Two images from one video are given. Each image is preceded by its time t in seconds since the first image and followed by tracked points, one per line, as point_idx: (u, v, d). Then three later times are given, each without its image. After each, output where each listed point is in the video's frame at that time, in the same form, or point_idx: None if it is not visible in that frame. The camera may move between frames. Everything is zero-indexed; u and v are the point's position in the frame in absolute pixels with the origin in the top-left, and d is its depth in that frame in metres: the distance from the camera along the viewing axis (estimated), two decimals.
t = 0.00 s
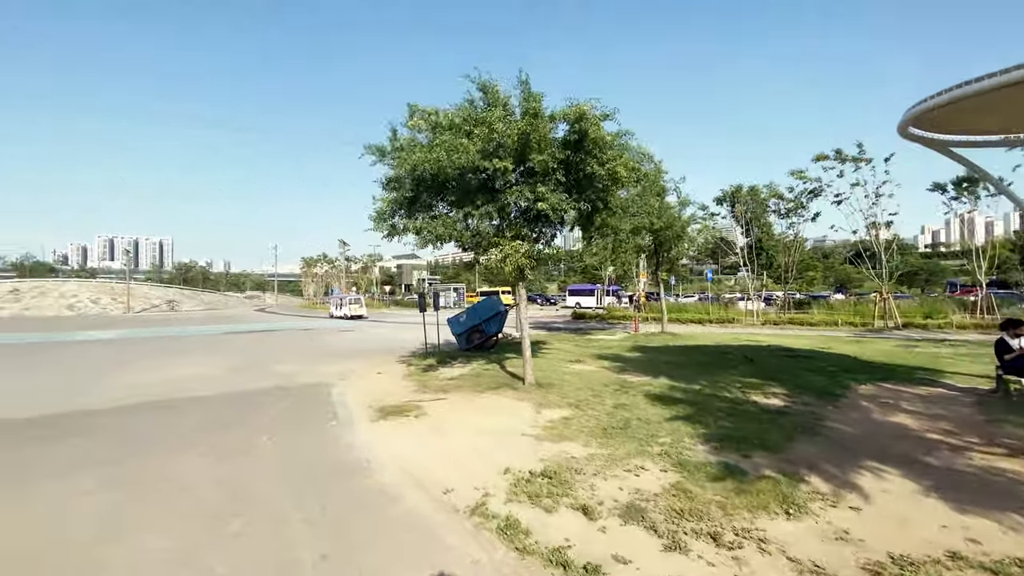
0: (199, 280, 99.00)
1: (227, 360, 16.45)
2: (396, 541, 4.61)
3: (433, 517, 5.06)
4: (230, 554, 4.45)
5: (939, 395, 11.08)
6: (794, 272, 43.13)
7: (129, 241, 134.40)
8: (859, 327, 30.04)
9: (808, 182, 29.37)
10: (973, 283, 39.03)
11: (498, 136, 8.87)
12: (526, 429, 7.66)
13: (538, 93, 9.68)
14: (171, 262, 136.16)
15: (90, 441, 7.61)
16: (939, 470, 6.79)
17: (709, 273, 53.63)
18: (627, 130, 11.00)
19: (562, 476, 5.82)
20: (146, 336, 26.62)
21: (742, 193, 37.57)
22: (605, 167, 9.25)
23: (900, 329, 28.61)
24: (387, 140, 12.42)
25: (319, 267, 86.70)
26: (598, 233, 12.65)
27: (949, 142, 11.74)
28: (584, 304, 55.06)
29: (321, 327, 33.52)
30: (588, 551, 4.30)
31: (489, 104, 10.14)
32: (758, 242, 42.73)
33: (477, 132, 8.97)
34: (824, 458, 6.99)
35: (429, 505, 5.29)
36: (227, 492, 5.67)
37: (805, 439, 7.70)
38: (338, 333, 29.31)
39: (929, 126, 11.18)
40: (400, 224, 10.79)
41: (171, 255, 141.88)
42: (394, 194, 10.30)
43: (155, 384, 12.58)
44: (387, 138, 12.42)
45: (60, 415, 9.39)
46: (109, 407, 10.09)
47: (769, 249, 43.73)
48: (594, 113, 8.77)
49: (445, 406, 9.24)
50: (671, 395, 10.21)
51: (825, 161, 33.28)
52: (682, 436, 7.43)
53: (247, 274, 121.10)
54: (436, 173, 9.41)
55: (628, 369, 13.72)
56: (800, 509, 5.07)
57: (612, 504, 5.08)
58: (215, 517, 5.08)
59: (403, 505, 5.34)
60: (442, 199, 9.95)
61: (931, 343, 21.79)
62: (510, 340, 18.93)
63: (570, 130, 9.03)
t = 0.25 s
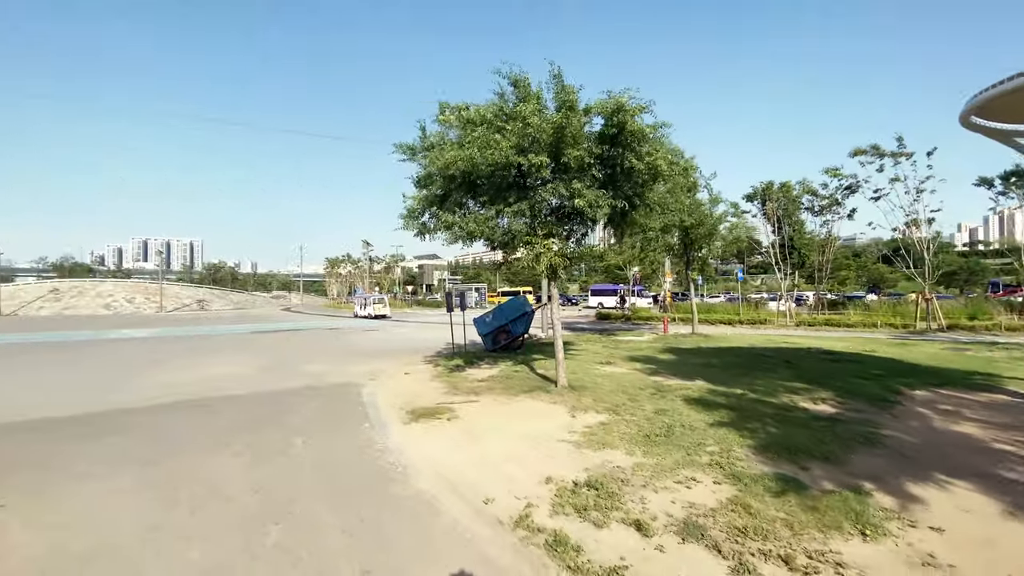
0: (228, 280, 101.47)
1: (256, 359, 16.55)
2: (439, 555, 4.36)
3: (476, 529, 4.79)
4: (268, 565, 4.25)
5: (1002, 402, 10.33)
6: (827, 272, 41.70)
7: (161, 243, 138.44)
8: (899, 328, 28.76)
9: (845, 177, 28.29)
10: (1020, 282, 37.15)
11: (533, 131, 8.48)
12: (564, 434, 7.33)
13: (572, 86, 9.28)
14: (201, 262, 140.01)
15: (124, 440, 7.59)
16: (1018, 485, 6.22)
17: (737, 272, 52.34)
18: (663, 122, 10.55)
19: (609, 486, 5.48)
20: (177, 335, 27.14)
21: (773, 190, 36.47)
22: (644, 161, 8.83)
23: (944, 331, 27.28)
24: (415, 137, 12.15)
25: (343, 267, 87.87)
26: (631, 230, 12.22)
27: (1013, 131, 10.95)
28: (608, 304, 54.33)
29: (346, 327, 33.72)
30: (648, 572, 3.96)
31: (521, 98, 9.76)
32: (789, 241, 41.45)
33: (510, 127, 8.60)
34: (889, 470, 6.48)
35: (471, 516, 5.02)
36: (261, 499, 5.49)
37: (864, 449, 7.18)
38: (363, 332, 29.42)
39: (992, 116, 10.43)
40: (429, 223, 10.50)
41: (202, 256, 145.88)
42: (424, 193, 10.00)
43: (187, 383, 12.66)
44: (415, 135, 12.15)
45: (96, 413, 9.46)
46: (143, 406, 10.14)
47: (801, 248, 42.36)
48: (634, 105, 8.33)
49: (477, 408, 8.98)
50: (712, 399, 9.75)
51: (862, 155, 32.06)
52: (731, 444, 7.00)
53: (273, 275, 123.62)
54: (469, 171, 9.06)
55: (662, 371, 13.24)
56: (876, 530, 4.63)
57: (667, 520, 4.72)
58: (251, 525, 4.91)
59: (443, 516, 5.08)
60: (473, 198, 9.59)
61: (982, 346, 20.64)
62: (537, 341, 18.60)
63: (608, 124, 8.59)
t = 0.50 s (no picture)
0: (250, 281, 103.32)
1: (279, 359, 16.58)
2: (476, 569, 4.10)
3: (512, 541, 4.53)
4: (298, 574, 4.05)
5: None
6: (855, 271, 40.46)
7: (185, 244, 141.58)
8: (934, 329, 27.66)
9: (877, 173, 27.35)
10: None
11: (562, 125, 8.16)
12: (597, 439, 7.02)
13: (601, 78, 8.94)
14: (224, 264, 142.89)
15: (149, 440, 7.53)
16: None
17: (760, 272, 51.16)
18: (694, 116, 10.17)
19: (651, 497, 5.17)
20: (201, 335, 27.52)
21: (800, 187, 35.52)
22: (677, 155, 8.46)
23: (983, 333, 26.12)
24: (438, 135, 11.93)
25: (362, 267, 88.67)
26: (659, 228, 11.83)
27: None
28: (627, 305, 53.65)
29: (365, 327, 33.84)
30: None
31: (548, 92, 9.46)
32: (816, 239, 40.33)
33: (538, 121, 8.29)
34: (950, 481, 6.03)
35: (506, 527, 4.76)
36: (289, 503, 5.32)
37: (919, 458, 6.72)
38: (383, 332, 29.45)
39: None
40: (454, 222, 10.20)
41: (225, 258, 148.95)
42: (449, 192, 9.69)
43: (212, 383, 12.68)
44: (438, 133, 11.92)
45: (122, 413, 9.47)
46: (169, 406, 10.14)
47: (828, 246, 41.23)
48: (668, 96, 7.97)
49: (504, 409, 8.71)
50: (749, 403, 9.32)
51: (893, 150, 31.01)
52: (776, 452, 6.61)
53: (294, 275, 125.55)
54: (495, 168, 8.74)
55: (691, 373, 12.80)
56: (950, 550, 4.24)
57: (719, 535, 4.39)
58: (280, 531, 4.73)
59: (478, 525, 4.83)
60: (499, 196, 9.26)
61: None
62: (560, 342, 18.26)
63: (640, 116, 8.25)
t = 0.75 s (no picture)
0: (287, 281, 106.27)
1: (314, 358, 16.69)
2: None
3: (567, 559, 4.17)
4: None
5: None
6: (907, 269, 38.24)
7: (226, 246, 146.86)
8: (1000, 331, 25.73)
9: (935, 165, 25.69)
10: None
11: (609, 115, 7.73)
12: (648, 448, 6.58)
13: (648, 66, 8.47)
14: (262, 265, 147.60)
15: (189, 439, 7.51)
16: None
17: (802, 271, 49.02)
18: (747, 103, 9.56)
19: (717, 515, 4.72)
20: (240, 334, 28.20)
21: (847, 181, 33.79)
22: (732, 144, 7.90)
23: None
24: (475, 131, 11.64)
25: (393, 267, 89.85)
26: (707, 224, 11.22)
27: None
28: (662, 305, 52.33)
29: (398, 327, 34.03)
30: None
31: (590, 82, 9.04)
32: (864, 236, 38.31)
33: (583, 112, 7.88)
34: None
35: (559, 543, 4.41)
36: (329, 509, 5.11)
37: (1015, 475, 6.00)
38: (416, 332, 29.50)
39: None
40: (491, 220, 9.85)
41: (263, 259, 153.84)
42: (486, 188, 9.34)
43: (250, 382, 12.79)
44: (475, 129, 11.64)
45: (165, 411, 9.57)
46: (209, 404, 10.21)
47: (877, 243, 39.14)
48: (723, 81, 7.46)
49: (545, 411, 8.35)
50: (809, 410, 8.66)
51: (952, 141, 29.10)
52: (849, 467, 6.03)
53: (328, 275, 128.48)
54: (535, 162, 8.35)
55: (739, 377, 12.12)
56: None
57: (800, 563, 3.92)
58: (321, 540, 4.52)
59: (528, 540, 4.49)
60: (539, 192, 8.86)
61: None
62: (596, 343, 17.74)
63: (691, 104, 7.75)
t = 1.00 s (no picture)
0: (319, 281, 108.71)
1: (347, 358, 16.76)
2: None
3: None
4: None
5: None
6: (961, 267, 36.04)
7: (261, 247, 151.30)
8: None
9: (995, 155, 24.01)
10: None
11: (653, 105, 7.36)
12: (698, 458, 6.16)
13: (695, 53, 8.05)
14: (296, 265, 151.64)
15: (226, 439, 7.50)
16: None
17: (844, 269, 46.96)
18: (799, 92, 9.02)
19: (786, 537, 4.28)
20: (275, 333, 28.77)
21: (895, 174, 32.06)
22: (787, 133, 7.41)
23: None
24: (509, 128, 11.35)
25: (422, 267, 90.74)
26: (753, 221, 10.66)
27: None
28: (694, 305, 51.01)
29: (427, 326, 34.12)
30: None
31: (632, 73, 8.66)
32: (913, 233, 36.31)
33: (627, 101, 7.51)
34: None
35: (612, 564, 4.07)
36: (367, 518, 4.93)
37: None
38: (446, 332, 29.45)
39: None
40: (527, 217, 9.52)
41: (296, 260, 157.93)
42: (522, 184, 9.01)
43: (285, 381, 12.88)
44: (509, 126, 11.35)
45: (203, 410, 9.66)
46: (246, 403, 10.27)
47: (927, 240, 37.06)
48: (777, 66, 7.03)
49: (583, 415, 8.01)
50: (871, 419, 8.03)
51: (1013, 129, 27.18)
52: (928, 485, 5.47)
53: (359, 276, 130.88)
54: (574, 156, 8.01)
55: (787, 381, 11.46)
56: None
57: None
58: (358, 553, 4.31)
59: (577, 559, 4.17)
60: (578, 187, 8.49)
61: None
62: (630, 344, 17.21)
63: (741, 91, 7.34)
